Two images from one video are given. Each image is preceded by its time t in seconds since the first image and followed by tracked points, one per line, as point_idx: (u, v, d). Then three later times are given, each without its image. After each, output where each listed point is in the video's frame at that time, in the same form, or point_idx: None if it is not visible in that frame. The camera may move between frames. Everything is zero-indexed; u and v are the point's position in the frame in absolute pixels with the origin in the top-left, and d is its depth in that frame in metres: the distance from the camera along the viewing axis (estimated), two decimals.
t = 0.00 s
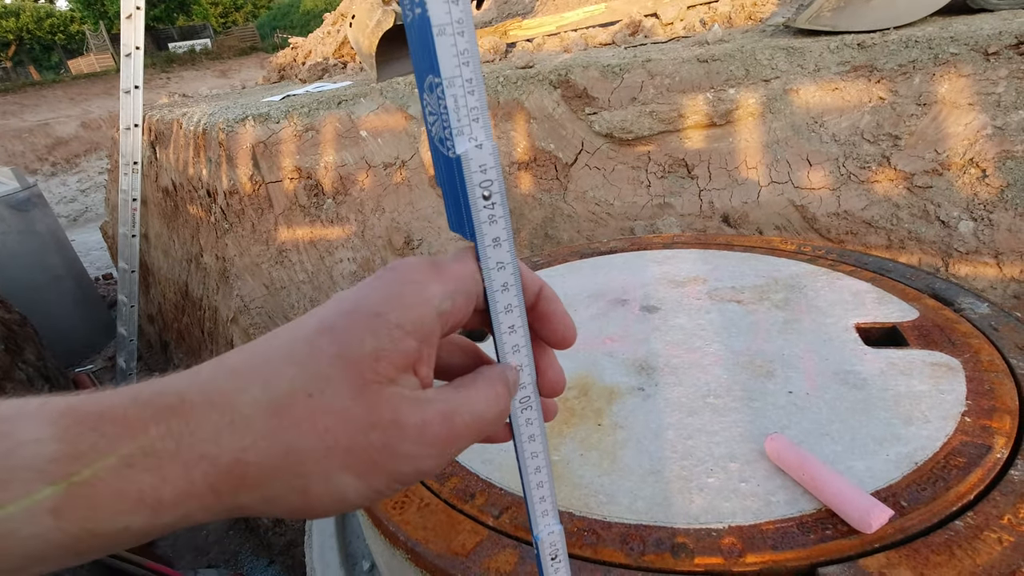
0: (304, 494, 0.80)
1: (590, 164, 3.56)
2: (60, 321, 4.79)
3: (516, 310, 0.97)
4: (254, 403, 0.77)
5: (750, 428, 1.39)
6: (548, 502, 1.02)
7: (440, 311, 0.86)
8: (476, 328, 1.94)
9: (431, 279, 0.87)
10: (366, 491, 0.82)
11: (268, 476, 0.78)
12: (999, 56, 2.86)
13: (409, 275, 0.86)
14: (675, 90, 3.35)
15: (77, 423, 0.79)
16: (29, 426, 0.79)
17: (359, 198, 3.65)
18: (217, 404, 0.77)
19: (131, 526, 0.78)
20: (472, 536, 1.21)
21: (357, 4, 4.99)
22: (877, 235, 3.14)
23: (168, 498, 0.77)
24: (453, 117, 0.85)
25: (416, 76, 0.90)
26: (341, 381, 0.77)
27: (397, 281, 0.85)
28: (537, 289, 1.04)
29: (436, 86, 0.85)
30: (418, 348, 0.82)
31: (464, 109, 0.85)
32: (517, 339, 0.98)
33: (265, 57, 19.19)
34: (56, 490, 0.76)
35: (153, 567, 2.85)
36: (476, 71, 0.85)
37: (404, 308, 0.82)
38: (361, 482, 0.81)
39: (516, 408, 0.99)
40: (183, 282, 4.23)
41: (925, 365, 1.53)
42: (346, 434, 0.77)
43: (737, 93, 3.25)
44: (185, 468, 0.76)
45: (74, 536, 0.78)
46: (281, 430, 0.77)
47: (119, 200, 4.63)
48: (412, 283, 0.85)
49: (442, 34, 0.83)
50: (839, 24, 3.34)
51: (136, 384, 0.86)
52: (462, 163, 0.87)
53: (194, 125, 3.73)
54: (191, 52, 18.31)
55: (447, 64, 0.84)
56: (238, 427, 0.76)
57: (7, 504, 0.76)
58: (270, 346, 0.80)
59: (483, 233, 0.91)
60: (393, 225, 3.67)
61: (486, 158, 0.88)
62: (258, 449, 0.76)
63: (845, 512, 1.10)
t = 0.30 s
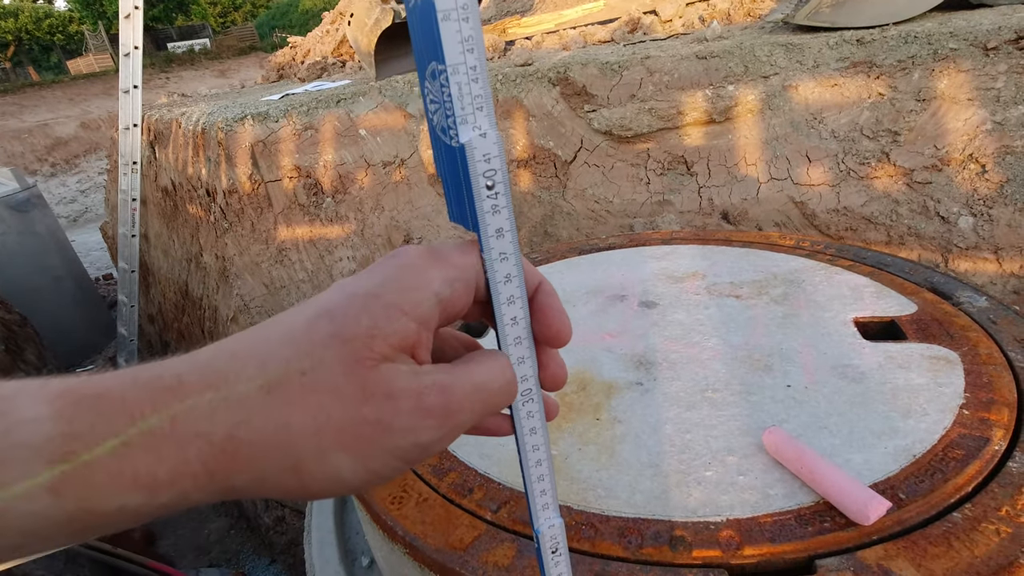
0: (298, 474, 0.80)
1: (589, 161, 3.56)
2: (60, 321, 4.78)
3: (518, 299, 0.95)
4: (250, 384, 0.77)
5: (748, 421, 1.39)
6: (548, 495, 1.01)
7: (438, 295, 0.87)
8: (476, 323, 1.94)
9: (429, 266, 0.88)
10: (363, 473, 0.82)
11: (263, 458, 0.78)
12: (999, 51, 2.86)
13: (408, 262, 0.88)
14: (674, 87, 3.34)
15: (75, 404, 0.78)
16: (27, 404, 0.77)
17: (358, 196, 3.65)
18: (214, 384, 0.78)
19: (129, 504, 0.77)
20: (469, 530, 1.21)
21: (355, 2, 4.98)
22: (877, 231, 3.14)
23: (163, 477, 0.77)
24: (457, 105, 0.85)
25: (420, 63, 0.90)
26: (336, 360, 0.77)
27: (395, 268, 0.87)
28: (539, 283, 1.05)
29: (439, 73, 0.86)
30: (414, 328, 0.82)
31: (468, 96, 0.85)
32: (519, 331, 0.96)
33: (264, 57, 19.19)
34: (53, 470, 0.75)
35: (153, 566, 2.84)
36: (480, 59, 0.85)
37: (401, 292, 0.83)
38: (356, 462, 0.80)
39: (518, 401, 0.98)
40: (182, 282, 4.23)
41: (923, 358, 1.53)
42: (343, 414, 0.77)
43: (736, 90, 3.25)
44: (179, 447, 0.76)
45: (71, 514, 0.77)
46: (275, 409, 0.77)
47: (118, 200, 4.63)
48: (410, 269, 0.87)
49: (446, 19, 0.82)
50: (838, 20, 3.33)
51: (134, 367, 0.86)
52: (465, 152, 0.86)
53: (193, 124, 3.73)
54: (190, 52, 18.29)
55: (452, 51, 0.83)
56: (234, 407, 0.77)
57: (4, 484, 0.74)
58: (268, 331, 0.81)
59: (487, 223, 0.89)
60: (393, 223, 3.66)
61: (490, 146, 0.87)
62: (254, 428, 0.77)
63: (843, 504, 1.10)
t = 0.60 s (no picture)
0: (298, 465, 0.80)
1: (589, 159, 3.56)
2: (62, 321, 4.79)
3: (512, 291, 0.95)
4: (251, 375, 0.77)
5: (750, 418, 1.39)
6: (546, 487, 1.01)
7: (435, 290, 0.87)
8: (478, 320, 1.95)
9: (427, 259, 0.87)
10: (360, 466, 0.83)
11: (264, 449, 0.78)
12: (1000, 47, 2.82)
13: (408, 255, 0.87)
14: (674, 84, 3.33)
15: (81, 392, 0.78)
16: (34, 392, 0.78)
17: (359, 195, 3.64)
18: (216, 375, 0.77)
19: (134, 490, 0.77)
20: (472, 527, 1.21)
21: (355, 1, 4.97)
22: (878, 228, 3.13)
23: (168, 464, 0.76)
24: (449, 101, 0.85)
25: (412, 60, 0.90)
26: (337, 355, 0.78)
27: (394, 259, 0.86)
28: (533, 275, 1.03)
29: (431, 69, 0.85)
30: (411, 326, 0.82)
31: (459, 92, 0.85)
32: (514, 323, 0.96)
33: (264, 56, 19.18)
34: (60, 453, 0.75)
35: (157, 566, 2.81)
36: (471, 55, 0.85)
37: (400, 285, 0.83)
38: (354, 456, 0.81)
39: (514, 393, 0.97)
40: (183, 281, 4.24)
41: (925, 354, 1.53)
42: (342, 411, 0.78)
43: (736, 87, 3.24)
44: (184, 437, 0.76)
45: (79, 497, 0.77)
46: (277, 401, 0.77)
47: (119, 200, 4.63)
48: (408, 263, 0.87)
49: (437, 17, 0.83)
50: (839, 17, 3.33)
51: (138, 356, 0.86)
52: (457, 146, 0.86)
53: (193, 124, 3.73)
54: (190, 52, 18.28)
55: (442, 47, 0.83)
56: (237, 397, 0.77)
57: (12, 467, 0.75)
58: (267, 323, 0.81)
59: (479, 216, 0.89)
60: (394, 222, 3.66)
61: (481, 141, 0.87)
62: (255, 420, 0.77)
63: (845, 501, 1.10)
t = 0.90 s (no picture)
0: (299, 470, 0.81)
1: (589, 159, 3.56)
2: (62, 321, 4.79)
3: (512, 295, 0.96)
4: (254, 381, 0.78)
5: (749, 418, 1.39)
6: (546, 489, 1.02)
7: (436, 296, 0.87)
8: (478, 322, 1.96)
9: (427, 265, 0.88)
10: (360, 471, 0.84)
11: (267, 454, 0.79)
12: (999, 47, 2.82)
13: (408, 262, 0.87)
14: (674, 84, 3.33)
15: (87, 400, 0.78)
16: (40, 401, 0.78)
17: (359, 195, 3.65)
18: (221, 383, 0.78)
19: (139, 496, 0.77)
20: (472, 528, 1.22)
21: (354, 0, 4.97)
22: (878, 227, 3.14)
23: (173, 470, 0.77)
24: (450, 106, 0.86)
25: (414, 64, 0.91)
26: (339, 362, 0.78)
27: (394, 267, 0.86)
28: (533, 279, 1.02)
29: (432, 76, 0.86)
30: (413, 332, 0.83)
31: (460, 98, 0.86)
32: (514, 327, 0.97)
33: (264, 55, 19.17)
34: (65, 462, 0.75)
35: (158, 564, 2.86)
36: (472, 61, 0.85)
37: (400, 292, 0.83)
38: (355, 462, 0.82)
39: (514, 396, 0.98)
40: (184, 281, 4.24)
41: (924, 355, 1.53)
42: (344, 417, 0.79)
43: (736, 87, 3.24)
44: (188, 445, 0.76)
45: (84, 505, 0.77)
46: (281, 409, 0.78)
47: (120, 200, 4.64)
48: (409, 268, 0.87)
49: (438, 24, 0.83)
50: (838, 16, 3.33)
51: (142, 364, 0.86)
52: (458, 152, 0.87)
53: (193, 124, 3.73)
54: (190, 51, 18.28)
55: (444, 53, 0.84)
56: (242, 404, 0.77)
57: (17, 477, 0.74)
58: (270, 330, 0.81)
59: (480, 220, 0.90)
60: (394, 222, 3.67)
61: (482, 146, 0.87)
62: (259, 426, 0.77)
63: (842, 500, 1.11)
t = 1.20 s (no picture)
0: (298, 468, 0.81)
1: (590, 158, 3.56)
2: (63, 321, 4.79)
3: (509, 292, 0.95)
4: (252, 380, 0.78)
5: (751, 417, 1.39)
6: (544, 485, 1.02)
7: (432, 293, 0.86)
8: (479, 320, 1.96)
9: (423, 262, 0.88)
10: (360, 468, 0.84)
11: (266, 452, 0.79)
12: (1001, 45, 2.81)
13: (403, 260, 0.87)
14: (675, 82, 3.33)
15: (86, 399, 0.78)
16: (38, 400, 0.78)
17: (360, 194, 3.65)
18: (218, 382, 0.78)
19: (137, 495, 0.77)
20: (474, 526, 1.22)
21: None
22: (879, 226, 3.13)
23: (170, 469, 0.77)
24: (443, 104, 0.85)
25: (407, 63, 0.91)
26: (336, 359, 0.78)
27: (390, 265, 0.86)
28: (528, 276, 1.02)
29: (425, 73, 0.86)
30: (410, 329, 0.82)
31: (453, 95, 0.85)
32: (511, 323, 0.96)
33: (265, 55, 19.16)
34: (64, 460, 0.75)
35: (160, 564, 2.91)
36: (464, 58, 0.85)
37: (397, 290, 0.83)
38: (354, 459, 0.82)
39: (512, 392, 0.98)
40: (185, 281, 4.25)
41: (926, 353, 1.53)
42: (341, 414, 0.78)
43: (737, 86, 3.24)
44: (185, 443, 0.76)
45: (83, 503, 0.77)
46: (278, 406, 0.77)
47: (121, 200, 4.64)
48: (406, 266, 0.87)
49: (430, 22, 0.83)
50: (839, 15, 3.32)
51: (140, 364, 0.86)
52: (452, 149, 0.86)
53: (194, 123, 3.73)
54: (191, 51, 18.26)
55: (436, 51, 0.84)
56: (239, 402, 0.77)
57: (14, 475, 0.74)
58: (267, 329, 0.81)
59: (474, 217, 0.90)
60: (395, 221, 3.66)
61: (476, 142, 0.87)
62: (257, 424, 0.77)
63: (845, 498, 1.11)
